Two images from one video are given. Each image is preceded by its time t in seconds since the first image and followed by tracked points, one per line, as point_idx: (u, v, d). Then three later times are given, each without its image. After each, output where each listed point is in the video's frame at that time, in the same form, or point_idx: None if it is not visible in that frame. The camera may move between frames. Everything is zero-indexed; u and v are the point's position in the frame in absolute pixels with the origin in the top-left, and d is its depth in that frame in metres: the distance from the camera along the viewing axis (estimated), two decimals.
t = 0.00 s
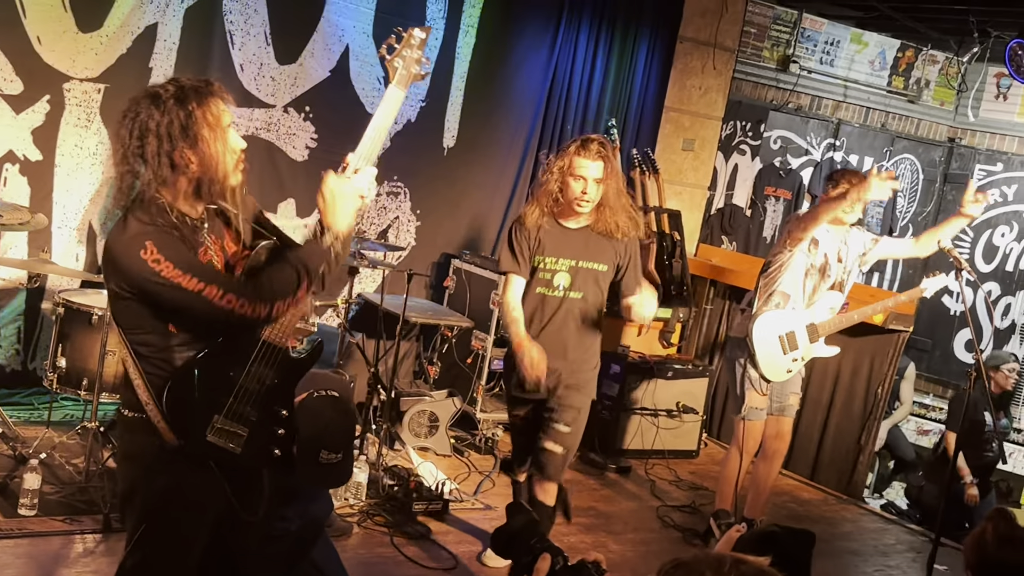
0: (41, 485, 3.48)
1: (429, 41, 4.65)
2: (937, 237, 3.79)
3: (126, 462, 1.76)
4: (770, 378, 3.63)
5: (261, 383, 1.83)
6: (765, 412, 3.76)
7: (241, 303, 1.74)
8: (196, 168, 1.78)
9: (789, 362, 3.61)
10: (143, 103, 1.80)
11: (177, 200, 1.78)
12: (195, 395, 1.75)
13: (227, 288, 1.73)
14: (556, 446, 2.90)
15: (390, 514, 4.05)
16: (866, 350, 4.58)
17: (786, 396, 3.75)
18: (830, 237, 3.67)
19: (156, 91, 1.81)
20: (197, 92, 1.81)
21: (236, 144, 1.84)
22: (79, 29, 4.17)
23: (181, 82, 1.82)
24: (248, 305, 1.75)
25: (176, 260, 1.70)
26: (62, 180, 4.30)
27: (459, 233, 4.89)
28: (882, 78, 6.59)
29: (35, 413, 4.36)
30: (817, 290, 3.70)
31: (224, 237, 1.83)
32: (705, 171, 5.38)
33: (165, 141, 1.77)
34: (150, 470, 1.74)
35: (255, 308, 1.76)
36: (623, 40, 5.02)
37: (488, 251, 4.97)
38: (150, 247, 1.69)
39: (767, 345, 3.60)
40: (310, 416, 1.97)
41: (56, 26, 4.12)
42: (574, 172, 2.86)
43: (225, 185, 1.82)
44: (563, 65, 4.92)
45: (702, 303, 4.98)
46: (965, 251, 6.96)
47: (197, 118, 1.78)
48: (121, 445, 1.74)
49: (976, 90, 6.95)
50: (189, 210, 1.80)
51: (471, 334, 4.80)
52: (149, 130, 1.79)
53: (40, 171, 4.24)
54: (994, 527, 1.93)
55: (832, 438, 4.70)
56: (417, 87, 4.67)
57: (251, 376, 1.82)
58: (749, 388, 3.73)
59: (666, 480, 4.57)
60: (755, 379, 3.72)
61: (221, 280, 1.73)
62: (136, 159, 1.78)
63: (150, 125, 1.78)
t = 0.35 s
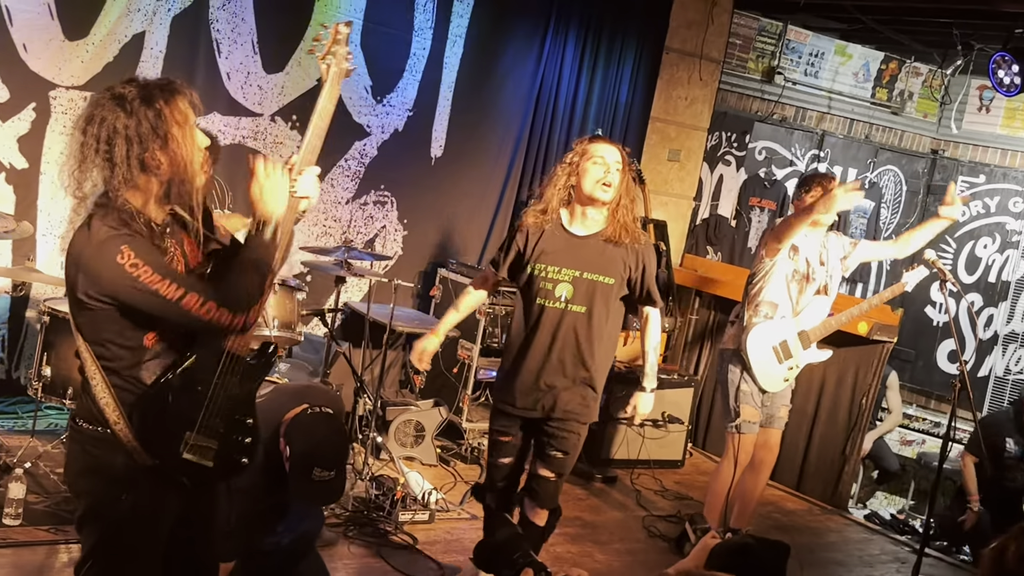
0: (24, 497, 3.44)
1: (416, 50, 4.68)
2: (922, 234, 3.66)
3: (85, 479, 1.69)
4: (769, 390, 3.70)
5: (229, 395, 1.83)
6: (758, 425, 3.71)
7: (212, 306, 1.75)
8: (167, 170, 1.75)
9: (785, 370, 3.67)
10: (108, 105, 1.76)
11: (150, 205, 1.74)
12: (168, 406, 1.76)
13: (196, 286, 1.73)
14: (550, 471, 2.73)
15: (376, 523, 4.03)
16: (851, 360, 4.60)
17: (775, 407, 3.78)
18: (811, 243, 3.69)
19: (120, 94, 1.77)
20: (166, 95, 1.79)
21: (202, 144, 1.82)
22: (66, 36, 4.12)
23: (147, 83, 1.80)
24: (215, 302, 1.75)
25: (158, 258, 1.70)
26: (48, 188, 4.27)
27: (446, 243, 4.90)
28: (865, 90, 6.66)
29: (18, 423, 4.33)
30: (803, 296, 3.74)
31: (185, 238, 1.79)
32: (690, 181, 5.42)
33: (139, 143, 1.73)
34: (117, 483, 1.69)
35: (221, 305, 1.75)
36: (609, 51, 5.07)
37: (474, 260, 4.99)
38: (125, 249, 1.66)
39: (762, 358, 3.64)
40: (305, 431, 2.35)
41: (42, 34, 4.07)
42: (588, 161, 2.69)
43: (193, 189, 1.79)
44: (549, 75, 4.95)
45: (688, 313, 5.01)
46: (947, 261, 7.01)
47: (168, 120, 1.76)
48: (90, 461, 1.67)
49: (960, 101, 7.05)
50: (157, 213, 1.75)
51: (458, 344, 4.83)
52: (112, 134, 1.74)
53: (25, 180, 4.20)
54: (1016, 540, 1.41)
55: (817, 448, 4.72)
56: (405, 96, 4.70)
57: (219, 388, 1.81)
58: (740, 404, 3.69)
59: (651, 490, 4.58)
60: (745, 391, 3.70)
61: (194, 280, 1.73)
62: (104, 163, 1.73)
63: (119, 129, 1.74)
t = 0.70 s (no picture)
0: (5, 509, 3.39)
1: (405, 60, 4.69)
2: (900, 242, 3.86)
3: (83, 478, 1.74)
4: (753, 398, 3.68)
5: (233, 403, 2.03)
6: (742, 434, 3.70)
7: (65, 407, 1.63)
8: (143, 183, 1.79)
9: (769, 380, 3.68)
10: (69, 133, 1.78)
11: (135, 218, 1.80)
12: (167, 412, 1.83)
13: (81, 375, 1.65)
14: (557, 501, 2.53)
15: (363, 533, 3.99)
16: (838, 371, 4.62)
17: (761, 417, 3.75)
18: (796, 254, 3.70)
19: (81, 120, 1.79)
20: (121, 112, 1.81)
21: (169, 144, 1.86)
22: (52, 45, 4.11)
23: (107, 104, 1.82)
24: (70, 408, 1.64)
25: (109, 311, 1.67)
26: (34, 197, 4.23)
27: (433, 253, 4.91)
28: (849, 102, 6.73)
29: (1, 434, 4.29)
30: (789, 305, 3.75)
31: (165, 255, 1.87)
32: (677, 192, 5.45)
33: (103, 166, 1.77)
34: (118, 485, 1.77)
35: (72, 414, 1.64)
36: (598, 63, 5.11)
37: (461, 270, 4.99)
38: (85, 288, 1.63)
39: (748, 365, 3.64)
40: (297, 442, 2.56)
41: (29, 43, 4.06)
42: (579, 184, 2.54)
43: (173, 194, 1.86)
44: (537, 86, 4.99)
45: (675, 323, 5.05)
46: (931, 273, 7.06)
47: (126, 132, 1.79)
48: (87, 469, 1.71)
49: (944, 113, 7.12)
50: (142, 223, 1.81)
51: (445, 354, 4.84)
52: (79, 160, 1.76)
53: (11, 189, 4.17)
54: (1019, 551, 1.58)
55: (804, 458, 4.73)
56: (393, 106, 4.71)
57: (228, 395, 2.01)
58: (727, 412, 3.69)
59: (638, 500, 4.58)
60: (730, 401, 3.70)
61: (89, 366, 1.66)
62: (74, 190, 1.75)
63: (83, 158, 1.76)
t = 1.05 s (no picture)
0: None
1: (386, 78, 4.75)
2: (854, 259, 3.97)
3: (93, 489, 1.93)
4: (753, 419, 3.64)
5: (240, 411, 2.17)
6: (737, 461, 3.61)
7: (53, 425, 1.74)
8: (115, 213, 1.90)
9: (762, 396, 3.65)
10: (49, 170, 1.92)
11: (116, 242, 1.92)
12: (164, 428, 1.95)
13: (68, 395, 1.75)
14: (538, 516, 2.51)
15: (343, 549, 3.94)
16: (815, 387, 4.65)
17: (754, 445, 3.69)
18: (756, 266, 3.75)
19: (56, 154, 1.93)
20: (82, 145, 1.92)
21: (141, 168, 1.98)
22: (34, 62, 4.02)
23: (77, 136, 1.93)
24: (60, 426, 1.74)
25: (90, 333, 1.79)
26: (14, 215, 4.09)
27: (415, 270, 4.95)
28: (830, 120, 6.90)
29: None
30: (763, 322, 3.78)
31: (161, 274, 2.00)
32: (657, 210, 5.51)
33: (75, 196, 1.89)
34: (126, 494, 1.94)
35: (61, 430, 1.74)
36: (577, 81, 5.18)
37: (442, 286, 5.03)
38: (66, 313, 1.75)
39: (739, 387, 3.60)
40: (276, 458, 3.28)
41: (9, 59, 3.96)
42: (570, 182, 2.72)
43: (155, 217, 1.95)
44: (519, 104, 5.04)
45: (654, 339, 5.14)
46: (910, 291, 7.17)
47: (92, 161, 1.91)
48: (96, 478, 1.88)
49: (921, 132, 7.28)
50: (126, 245, 1.94)
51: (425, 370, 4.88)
52: (57, 190, 1.91)
53: None
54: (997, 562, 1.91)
55: (783, 474, 4.74)
56: (375, 124, 4.75)
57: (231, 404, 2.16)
58: (721, 440, 3.61)
59: (618, 515, 4.55)
60: (726, 427, 3.63)
61: (76, 386, 1.76)
62: (59, 222, 1.90)
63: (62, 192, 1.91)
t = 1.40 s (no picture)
0: None
1: (369, 92, 4.78)
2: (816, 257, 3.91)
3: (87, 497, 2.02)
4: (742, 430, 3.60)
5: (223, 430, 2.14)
6: (722, 478, 3.61)
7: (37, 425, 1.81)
8: (114, 225, 2.00)
9: (748, 407, 3.61)
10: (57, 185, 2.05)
11: (116, 256, 2.02)
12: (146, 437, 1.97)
13: (53, 395, 1.83)
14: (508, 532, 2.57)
15: (324, 563, 3.88)
16: (797, 401, 4.66)
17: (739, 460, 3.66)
18: (728, 275, 3.71)
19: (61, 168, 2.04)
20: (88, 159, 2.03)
21: (145, 185, 2.07)
22: (16, 75, 3.99)
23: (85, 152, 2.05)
24: (44, 428, 1.81)
25: (80, 337, 1.87)
26: None
27: (397, 284, 4.94)
28: (812, 136, 6.95)
29: None
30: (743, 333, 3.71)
31: (160, 288, 2.07)
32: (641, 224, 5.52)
33: (76, 205, 1.99)
34: (117, 507, 2.00)
35: (44, 431, 1.80)
36: (558, 96, 5.29)
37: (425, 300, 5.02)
38: (58, 316, 1.85)
39: (730, 397, 3.55)
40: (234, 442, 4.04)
41: None
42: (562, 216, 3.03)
43: (152, 233, 2.02)
44: (502, 119, 5.09)
45: (637, 353, 5.17)
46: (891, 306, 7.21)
47: (97, 172, 2.01)
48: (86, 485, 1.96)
49: (902, 147, 7.32)
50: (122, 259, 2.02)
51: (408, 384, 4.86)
52: (58, 203, 2.01)
53: None
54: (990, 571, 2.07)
55: (765, 487, 4.74)
56: (358, 138, 4.77)
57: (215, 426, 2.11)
58: (706, 457, 3.59)
59: (601, 529, 4.52)
60: (713, 444, 3.61)
61: (62, 388, 1.84)
62: (61, 231, 1.99)
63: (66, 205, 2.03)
